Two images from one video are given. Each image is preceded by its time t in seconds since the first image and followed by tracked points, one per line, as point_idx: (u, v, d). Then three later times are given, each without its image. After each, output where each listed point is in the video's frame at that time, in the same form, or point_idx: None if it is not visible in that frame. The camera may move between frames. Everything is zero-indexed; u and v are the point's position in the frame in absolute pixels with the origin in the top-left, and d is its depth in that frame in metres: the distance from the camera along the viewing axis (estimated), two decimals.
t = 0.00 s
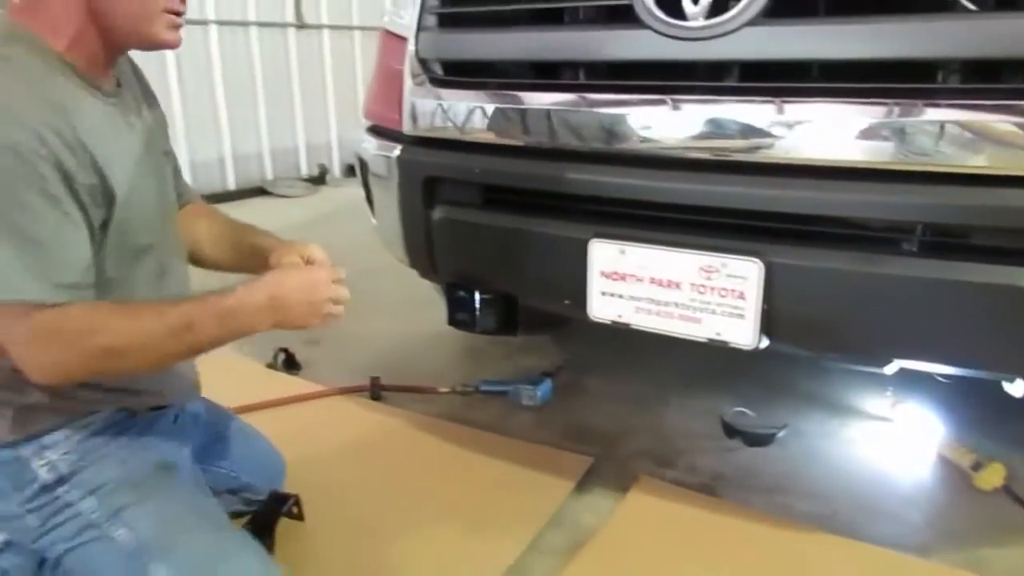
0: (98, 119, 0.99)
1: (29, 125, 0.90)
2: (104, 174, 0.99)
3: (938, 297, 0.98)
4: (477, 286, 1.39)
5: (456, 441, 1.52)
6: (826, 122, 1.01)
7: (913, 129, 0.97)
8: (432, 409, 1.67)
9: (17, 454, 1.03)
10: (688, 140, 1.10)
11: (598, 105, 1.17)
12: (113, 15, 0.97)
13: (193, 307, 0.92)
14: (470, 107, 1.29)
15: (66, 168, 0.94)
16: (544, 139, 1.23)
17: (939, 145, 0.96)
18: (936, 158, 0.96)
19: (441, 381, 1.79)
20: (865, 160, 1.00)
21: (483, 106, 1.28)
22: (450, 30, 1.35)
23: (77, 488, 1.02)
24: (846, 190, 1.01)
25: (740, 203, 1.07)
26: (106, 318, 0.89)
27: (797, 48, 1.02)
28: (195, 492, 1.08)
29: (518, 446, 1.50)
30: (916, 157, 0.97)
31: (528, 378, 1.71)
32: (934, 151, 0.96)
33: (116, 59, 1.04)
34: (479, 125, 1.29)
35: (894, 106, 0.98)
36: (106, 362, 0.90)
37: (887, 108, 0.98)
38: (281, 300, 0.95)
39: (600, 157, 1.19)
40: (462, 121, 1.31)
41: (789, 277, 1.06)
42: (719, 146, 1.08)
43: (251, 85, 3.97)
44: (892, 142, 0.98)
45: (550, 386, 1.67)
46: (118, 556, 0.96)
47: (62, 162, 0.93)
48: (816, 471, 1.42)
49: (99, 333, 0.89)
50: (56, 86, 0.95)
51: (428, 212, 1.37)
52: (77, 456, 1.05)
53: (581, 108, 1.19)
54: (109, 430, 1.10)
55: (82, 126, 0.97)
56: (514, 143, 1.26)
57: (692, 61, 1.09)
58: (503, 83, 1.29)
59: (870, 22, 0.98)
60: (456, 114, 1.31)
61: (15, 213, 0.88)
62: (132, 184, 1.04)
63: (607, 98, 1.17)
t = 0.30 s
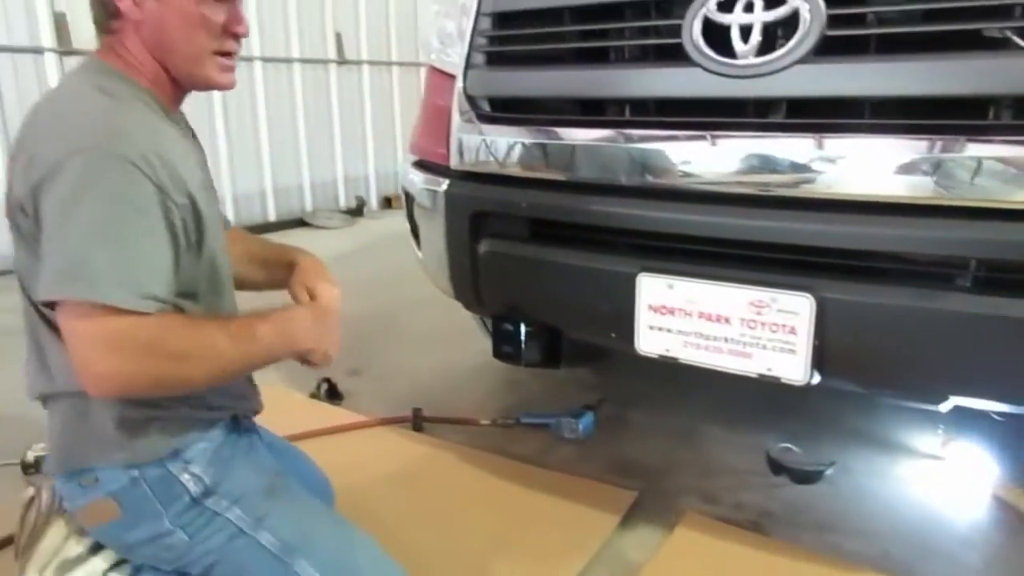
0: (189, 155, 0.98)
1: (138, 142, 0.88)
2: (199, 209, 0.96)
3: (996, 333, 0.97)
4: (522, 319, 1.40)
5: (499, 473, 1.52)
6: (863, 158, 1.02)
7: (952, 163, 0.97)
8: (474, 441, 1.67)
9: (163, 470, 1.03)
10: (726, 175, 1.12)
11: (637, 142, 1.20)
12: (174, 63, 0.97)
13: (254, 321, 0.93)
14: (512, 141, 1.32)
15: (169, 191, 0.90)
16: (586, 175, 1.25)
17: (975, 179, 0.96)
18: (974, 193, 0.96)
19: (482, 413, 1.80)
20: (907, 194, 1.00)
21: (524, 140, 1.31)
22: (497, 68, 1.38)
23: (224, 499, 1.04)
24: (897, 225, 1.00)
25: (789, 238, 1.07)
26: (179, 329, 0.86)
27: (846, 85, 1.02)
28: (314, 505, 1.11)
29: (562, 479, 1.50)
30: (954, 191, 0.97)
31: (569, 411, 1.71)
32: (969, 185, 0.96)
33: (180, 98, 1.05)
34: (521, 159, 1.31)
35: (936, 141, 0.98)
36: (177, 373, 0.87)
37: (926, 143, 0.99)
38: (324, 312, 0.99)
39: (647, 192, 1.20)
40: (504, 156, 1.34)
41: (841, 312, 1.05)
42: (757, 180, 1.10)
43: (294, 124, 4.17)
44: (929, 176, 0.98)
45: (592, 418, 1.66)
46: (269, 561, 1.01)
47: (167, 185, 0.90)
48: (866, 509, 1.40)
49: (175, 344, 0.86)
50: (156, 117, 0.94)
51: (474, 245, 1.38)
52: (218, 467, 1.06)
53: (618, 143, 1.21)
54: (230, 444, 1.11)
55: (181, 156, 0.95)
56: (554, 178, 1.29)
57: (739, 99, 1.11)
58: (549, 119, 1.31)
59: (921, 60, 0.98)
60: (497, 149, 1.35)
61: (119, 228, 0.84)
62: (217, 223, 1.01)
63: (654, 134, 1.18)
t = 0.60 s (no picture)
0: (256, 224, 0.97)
1: (208, 241, 0.87)
2: (265, 286, 0.96)
3: None
4: (553, 343, 1.40)
5: (532, 500, 1.51)
6: (889, 178, 1.02)
7: (978, 183, 0.97)
8: (505, 468, 1.67)
9: (192, 535, 1.06)
10: (750, 197, 1.13)
11: (666, 165, 1.20)
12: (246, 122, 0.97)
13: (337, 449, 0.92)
14: (538, 167, 1.34)
15: (239, 279, 0.90)
16: (613, 199, 1.25)
17: (1002, 199, 0.95)
18: (1001, 212, 0.96)
19: (512, 439, 1.79)
20: (932, 214, 1.00)
21: (550, 166, 1.32)
22: (524, 95, 1.40)
23: (254, 562, 1.05)
24: (934, 245, 0.99)
25: (825, 259, 1.06)
26: (252, 447, 0.88)
27: (879, 106, 1.02)
28: (349, 556, 1.12)
29: (595, 506, 1.49)
30: (980, 210, 0.97)
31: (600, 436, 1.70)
32: (995, 204, 0.96)
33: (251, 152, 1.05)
34: (548, 185, 1.32)
35: (965, 160, 0.98)
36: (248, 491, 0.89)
37: (953, 163, 0.98)
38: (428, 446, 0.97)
39: (678, 216, 1.21)
40: (530, 181, 1.35)
41: (880, 334, 1.04)
42: (784, 201, 1.10)
43: (317, 154, 4.23)
44: (954, 196, 0.98)
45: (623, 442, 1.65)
46: None
47: (237, 277, 0.90)
48: (907, 534, 1.36)
49: (249, 462, 0.87)
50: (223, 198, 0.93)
51: (504, 270, 1.39)
52: (245, 533, 1.08)
53: (639, 166, 1.22)
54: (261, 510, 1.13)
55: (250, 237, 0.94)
56: (578, 202, 1.30)
57: (771, 121, 1.11)
58: (578, 145, 1.32)
59: (954, 79, 0.98)
60: (523, 175, 1.36)
61: (193, 331, 0.84)
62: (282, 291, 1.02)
63: (685, 158, 1.18)
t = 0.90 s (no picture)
0: (258, 217, 1.02)
1: (210, 239, 0.92)
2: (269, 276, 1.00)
3: None
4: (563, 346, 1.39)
5: (539, 504, 1.51)
6: (901, 183, 1.01)
7: (990, 190, 0.96)
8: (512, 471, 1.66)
9: (207, 522, 1.10)
10: (761, 200, 1.12)
11: (678, 168, 1.19)
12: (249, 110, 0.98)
13: (393, 427, 0.94)
14: (548, 168, 1.33)
15: (244, 271, 0.95)
16: (624, 201, 1.25)
17: (1016, 206, 0.94)
18: (1014, 219, 0.95)
19: (519, 442, 1.78)
20: (942, 219, 0.99)
21: (560, 168, 1.31)
22: (537, 96, 1.39)
23: (269, 553, 1.11)
24: (950, 251, 0.98)
25: (839, 264, 1.06)
26: (298, 429, 0.93)
27: (895, 110, 1.02)
28: (362, 549, 1.17)
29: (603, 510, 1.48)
30: (992, 217, 0.96)
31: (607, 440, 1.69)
32: (1009, 211, 0.95)
33: (268, 141, 1.07)
34: (558, 186, 1.32)
35: (978, 166, 0.97)
36: (307, 468, 0.95)
37: (968, 168, 0.97)
38: (487, 416, 0.96)
39: (691, 218, 1.20)
40: (540, 183, 1.34)
41: (894, 339, 1.04)
42: (797, 205, 1.09)
43: (325, 156, 4.24)
44: (967, 202, 0.97)
45: (630, 447, 1.64)
46: None
47: (240, 270, 0.94)
48: (917, 543, 1.35)
49: (296, 444, 0.93)
50: (224, 196, 0.98)
51: (514, 272, 1.38)
52: (259, 522, 1.12)
53: (650, 169, 1.22)
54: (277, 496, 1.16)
55: (252, 231, 0.99)
56: (588, 204, 1.30)
57: (786, 125, 1.11)
58: (590, 146, 1.31)
59: (972, 84, 0.97)
60: (534, 176, 1.35)
61: (196, 325, 0.90)
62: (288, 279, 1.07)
63: (698, 160, 1.18)
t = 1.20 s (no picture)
0: (198, 217, 1.01)
1: (147, 238, 0.90)
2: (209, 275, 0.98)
3: None
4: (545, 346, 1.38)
5: (526, 505, 1.49)
6: (877, 171, 1.01)
7: (964, 175, 0.96)
8: (498, 473, 1.65)
9: (170, 550, 1.09)
10: (739, 192, 1.11)
11: (657, 163, 1.19)
12: (175, 112, 0.96)
13: (354, 406, 0.91)
14: (525, 167, 1.32)
15: (183, 270, 0.93)
16: (603, 197, 1.24)
17: (990, 191, 0.95)
18: (988, 205, 0.95)
19: (505, 444, 1.77)
20: (918, 206, 0.99)
21: (537, 166, 1.30)
22: (511, 95, 1.38)
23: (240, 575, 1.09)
24: (929, 238, 0.98)
25: (820, 255, 1.05)
26: (259, 426, 0.90)
27: (871, 99, 1.02)
28: (339, 560, 1.14)
29: (591, 509, 1.47)
30: (966, 204, 0.96)
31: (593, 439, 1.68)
32: (983, 197, 0.95)
33: (200, 146, 1.05)
34: (536, 185, 1.31)
35: (953, 153, 0.97)
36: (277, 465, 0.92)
37: (943, 155, 0.98)
38: (449, 381, 0.90)
39: (670, 213, 1.19)
40: (517, 182, 1.33)
41: (877, 328, 1.03)
42: (775, 197, 1.09)
43: (301, 164, 4.21)
44: (942, 188, 0.97)
45: (616, 445, 1.64)
46: None
47: (181, 267, 0.93)
48: (905, 531, 1.35)
49: (260, 442, 0.90)
50: (160, 197, 0.97)
51: (494, 272, 1.37)
52: (225, 546, 1.11)
53: (627, 165, 1.21)
54: (244, 517, 1.15)
55: (191, 232, 0.98)
56: (567, 202, 1.29)
57: (762, 115, 1.10)
58: (566, 144, 1.30)
59: (945, 70, 0.97)
60: (511, 176, 1.34)
61: (139, 329, 0.88)
62: (235, 282, 1.06)
63: (676, 154, 1.17)
